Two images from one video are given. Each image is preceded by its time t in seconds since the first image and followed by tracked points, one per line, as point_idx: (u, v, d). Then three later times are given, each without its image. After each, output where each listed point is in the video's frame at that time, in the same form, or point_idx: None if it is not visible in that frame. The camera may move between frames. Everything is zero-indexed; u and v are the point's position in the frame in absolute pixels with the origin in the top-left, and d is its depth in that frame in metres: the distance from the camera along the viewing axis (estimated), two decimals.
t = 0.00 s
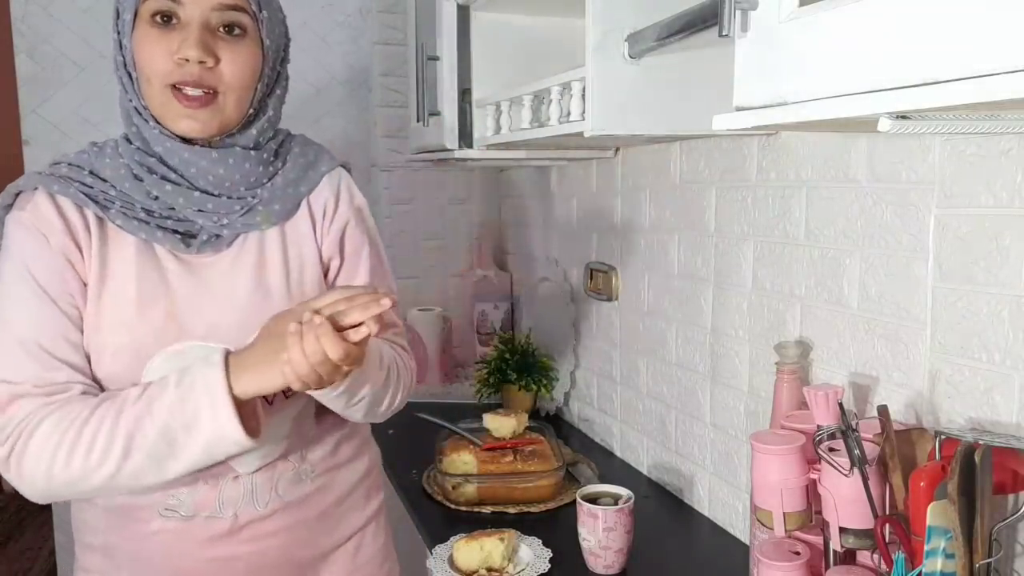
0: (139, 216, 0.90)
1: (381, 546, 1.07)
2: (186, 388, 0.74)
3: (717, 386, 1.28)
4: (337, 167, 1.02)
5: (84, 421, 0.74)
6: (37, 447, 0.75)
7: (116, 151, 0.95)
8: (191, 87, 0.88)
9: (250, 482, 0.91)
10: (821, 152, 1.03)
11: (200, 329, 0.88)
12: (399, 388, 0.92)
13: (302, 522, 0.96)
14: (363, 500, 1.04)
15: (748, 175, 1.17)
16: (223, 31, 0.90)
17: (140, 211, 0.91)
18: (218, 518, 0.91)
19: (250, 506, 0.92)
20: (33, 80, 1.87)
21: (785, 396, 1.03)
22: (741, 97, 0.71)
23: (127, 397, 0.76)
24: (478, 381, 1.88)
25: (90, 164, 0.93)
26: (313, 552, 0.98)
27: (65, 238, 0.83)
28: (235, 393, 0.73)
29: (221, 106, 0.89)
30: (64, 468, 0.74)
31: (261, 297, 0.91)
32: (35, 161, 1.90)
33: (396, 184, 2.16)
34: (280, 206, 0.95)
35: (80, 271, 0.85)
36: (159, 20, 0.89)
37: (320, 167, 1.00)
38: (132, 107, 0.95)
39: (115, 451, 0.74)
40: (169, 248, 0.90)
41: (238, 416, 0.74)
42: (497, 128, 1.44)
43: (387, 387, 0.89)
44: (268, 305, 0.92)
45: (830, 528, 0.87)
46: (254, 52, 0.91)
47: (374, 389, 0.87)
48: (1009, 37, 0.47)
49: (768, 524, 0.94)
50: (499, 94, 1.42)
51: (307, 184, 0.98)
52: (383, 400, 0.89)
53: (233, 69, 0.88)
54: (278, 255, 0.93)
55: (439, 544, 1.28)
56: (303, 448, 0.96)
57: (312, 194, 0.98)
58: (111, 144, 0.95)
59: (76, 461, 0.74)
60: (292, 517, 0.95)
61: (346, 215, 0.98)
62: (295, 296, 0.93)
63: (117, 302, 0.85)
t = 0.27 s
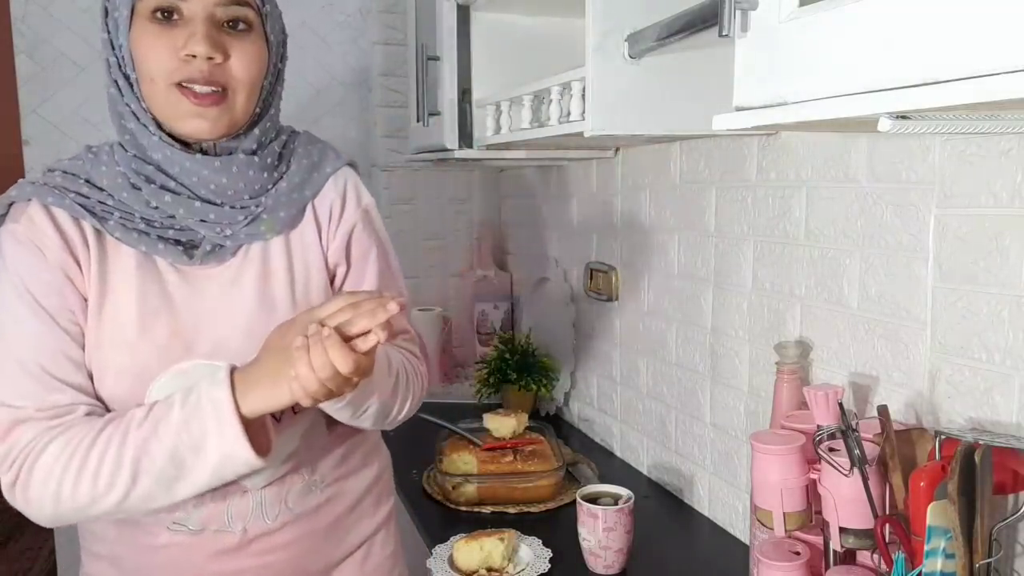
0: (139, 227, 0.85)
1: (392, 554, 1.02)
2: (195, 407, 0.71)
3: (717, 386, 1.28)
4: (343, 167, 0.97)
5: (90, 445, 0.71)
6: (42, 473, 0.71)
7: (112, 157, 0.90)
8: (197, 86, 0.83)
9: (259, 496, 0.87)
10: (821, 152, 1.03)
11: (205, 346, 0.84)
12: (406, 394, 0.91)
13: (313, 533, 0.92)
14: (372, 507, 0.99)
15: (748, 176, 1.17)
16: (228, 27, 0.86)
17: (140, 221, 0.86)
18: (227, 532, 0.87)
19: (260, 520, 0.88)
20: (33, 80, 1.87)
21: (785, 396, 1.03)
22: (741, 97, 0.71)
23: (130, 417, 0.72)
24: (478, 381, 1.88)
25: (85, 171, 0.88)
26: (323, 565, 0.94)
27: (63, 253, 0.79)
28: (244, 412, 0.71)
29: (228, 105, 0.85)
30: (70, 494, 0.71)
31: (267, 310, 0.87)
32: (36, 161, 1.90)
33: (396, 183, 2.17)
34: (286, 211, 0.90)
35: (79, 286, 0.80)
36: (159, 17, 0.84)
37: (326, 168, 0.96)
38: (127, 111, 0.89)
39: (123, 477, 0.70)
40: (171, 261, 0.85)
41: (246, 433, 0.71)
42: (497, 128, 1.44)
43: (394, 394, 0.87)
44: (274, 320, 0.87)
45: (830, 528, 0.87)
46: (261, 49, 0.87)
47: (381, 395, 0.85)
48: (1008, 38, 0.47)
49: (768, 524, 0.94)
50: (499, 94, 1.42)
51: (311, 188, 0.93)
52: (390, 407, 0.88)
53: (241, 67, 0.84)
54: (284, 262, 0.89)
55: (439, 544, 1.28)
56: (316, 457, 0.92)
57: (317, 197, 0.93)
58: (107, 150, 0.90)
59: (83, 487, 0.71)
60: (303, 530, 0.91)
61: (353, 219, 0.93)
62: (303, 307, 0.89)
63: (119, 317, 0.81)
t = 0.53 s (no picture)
0: (143, 242, 0.83)
1: (397, 557, 1.00)
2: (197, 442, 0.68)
3: (717, 386, 1.28)
4: (356, 176, 0.95)
5: (91, 474, 0.69)
6: (42, 499, 0.69)
7: (115, 167, 0.88)
8: (208, 105, 0.80)
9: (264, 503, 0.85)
10: (821, 152, 1.03)
11: (211, 367, 0.83)
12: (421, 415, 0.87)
13: (317, 544, 0.90)
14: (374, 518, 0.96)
15: (748, 176, 1.17)
16: (237, 39, 0.83)
17: (143, 237, 0.84)
18: (229, 544, 0.85)
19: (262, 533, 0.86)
20: (33, 80, 1.87)
21: (785, 396, 1.03)
22: (741, 97, 0.71)
23: (131, 448, 0.70)
24: (478, 381, 1.88)
25: (87, 181, 0.86)
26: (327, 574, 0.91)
27: (64, 267, 0.77)
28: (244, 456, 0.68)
29: (240, 123, 0.82)
30: (67, 523, 0.69)
31: (272, 329, 0.85)
32: (36, 161, 1.90)
33: (396, 183, 2.17)
34: (295, 229, 0.88)
35: (80, 302, 0.78)
36: (164, 31, 0.81)
37: (337, 179, 0.93)
38: (130, 122, 0.87)
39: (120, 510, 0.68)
40: (175, 279, 0.84)
41: (246, 475, 0.69)
42: (497, 128, 1.44)
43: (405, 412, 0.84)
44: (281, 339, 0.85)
45: (830, 527, 0.87)
46: (271, 62, 0.84)
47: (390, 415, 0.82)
48: (1007, 38, 0.47)
49: (768, 524, 0.94)
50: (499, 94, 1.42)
51: (321, 202, 0.91)
52: (399, 427, 0.84)
53: (253, 84, 0.81)
54: (291, 279, 0.87)
55: (440, 545, 1.28)
56: (321, 469, 0.89)
57: (328, 210, 0.91)
58: (109, 160, 0.88)
59: (81, 518, 0.68)
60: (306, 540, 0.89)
61: (364, 233, 0.90)
62: (309, 328, 0.87)
63: (121, 336, 0.79)
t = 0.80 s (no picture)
0: (148, 252, 0.83)
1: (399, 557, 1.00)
2: (205, 469, 0.69)
3: (717, 386, 1.28)
4: (366, 183, 0.94)
5: (98, 494, 0.70)
6: (48, 516, 0.70)
7: (120, 174, 0.87)
8: (212, 120, 0.80)
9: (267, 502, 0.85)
10: (820, 152, 1.03)
11: (218, 379, 0.83)
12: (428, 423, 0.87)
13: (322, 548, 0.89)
14: (379, 518, 0.96)
15: (748, 176, 1.17)
16: (242, 49, 0.82)
17: (149, 248, 0.84)
18: (235, 549, 0.85)
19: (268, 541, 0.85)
20: (33, 80, 1.87)
21: (785, 396, 1.03)
22: (741, 97, 0.71)
23: (138, 469, 0.71)
24: (478, 381, 1.88)
25: (91, 189, 0.85)
26: None
27: (67, 279, 0.77)
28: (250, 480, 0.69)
29: (245, 137, 0.81)
30: (73, 539, 0.69)
31: (280, 339, 0.85)
32: (36, 161, 1.90)
33: (396, 183, 2.17)
34: (303, 240, 0.87)
35: (82, 312, 0.78)
36: (167, 43, 0.80)
37: (347, 186, 0.93)
38: (134, 132, 0.86)
39: (127, 531, 0.69)
40: (180, 291, 0.83)
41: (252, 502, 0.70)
42: (497, 128, 1.44)
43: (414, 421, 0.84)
44: (288, 352, 0.85)
45: (830, 527, 0.87)
46: (276, 71, 0.83)
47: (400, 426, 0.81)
48: (1006, 37, 0.47)
49: (768, 524, 0.94)
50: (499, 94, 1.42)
51: (330, 210, 0.90)
52: (409, 439, 0.84)
53: (258, 98, 0.81)
54: (298, 288, 0.87)
55: (440, 545, 1.28)
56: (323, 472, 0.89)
57: (336, 218, 0.91)
58: (111, 168, 0.87)
59: (88, 537, 0.69)
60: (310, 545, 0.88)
61: (374, 242, 0.90)
62: (315, 338, 0.87)
63: (125, 346, 0.79)
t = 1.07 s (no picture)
0: (152, 250, 0.83)
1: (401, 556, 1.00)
2: (206, 465, 0.70)
3: (717, 386, 1.28)
4: (370, 182, 0.94)
5: (100, 489, 0.70)
6: (51, 511, 0.70)
7: (124, 172, 0.87)
8: (211, 117, 0.79)
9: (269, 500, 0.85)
10: (820, 152, 1.03)
11: (220, 378, 0.83)
12: (430, 421, 0.87)
13: (325, 546, 0.89)
14: (381, 515, 0.96)
15: (748, 176, 1.17)
16: (242, 47, 0.82)
17: (153, 245, 0.84)
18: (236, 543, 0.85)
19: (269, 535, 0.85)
20: (33, 80, 1.87)
21: (785, 396, 1.03)
22: (741, 97, 0.71)
23: (140, 466, 0.71)
24: (478, 381, 1.88)
25: (96, 187, 0.85)
26: None
27: (72, 277, 0.77)
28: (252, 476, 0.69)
29: (244, 134, 0.81)
30: (76, 535, 0.69)
31: (283, 338, 0.85)
32: (36, 161, 1.90)
33: (396, 183, 2.17)
34: (306, 238, 0.87)
35: (87, 310, 0.78)
36: (168, 40, 0.80)
37: (349, 185, 0.92)
38: (138, 130, 0.86)
39: (129, 527, 0.69)
40: (184, 288, 0.83)
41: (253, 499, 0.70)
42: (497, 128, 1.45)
43: (415, 420, 0.84)
44: (290, 350, 0.85)
45: (830, 527, 0.87)
46: (276, 69, 0.83)
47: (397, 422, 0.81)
48: (1006, 37, 0.47)
49: (767, 524, 0.95)
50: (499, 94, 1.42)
51: (333, 209, 0.90)
52: (410, 437, 0.84)
53: (257, 94, 0.81)
54: (301, 287, 0.87)
55: (440, 545, 1.28)
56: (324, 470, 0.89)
57: (340, 217, 0.90)
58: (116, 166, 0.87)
59: (90, 532, 0.69)
60: (312, 543, 0.88)
61: (376, 242, 0.90)
62: (318, 336, 0.87)
63: (130, 345, 0.79)
